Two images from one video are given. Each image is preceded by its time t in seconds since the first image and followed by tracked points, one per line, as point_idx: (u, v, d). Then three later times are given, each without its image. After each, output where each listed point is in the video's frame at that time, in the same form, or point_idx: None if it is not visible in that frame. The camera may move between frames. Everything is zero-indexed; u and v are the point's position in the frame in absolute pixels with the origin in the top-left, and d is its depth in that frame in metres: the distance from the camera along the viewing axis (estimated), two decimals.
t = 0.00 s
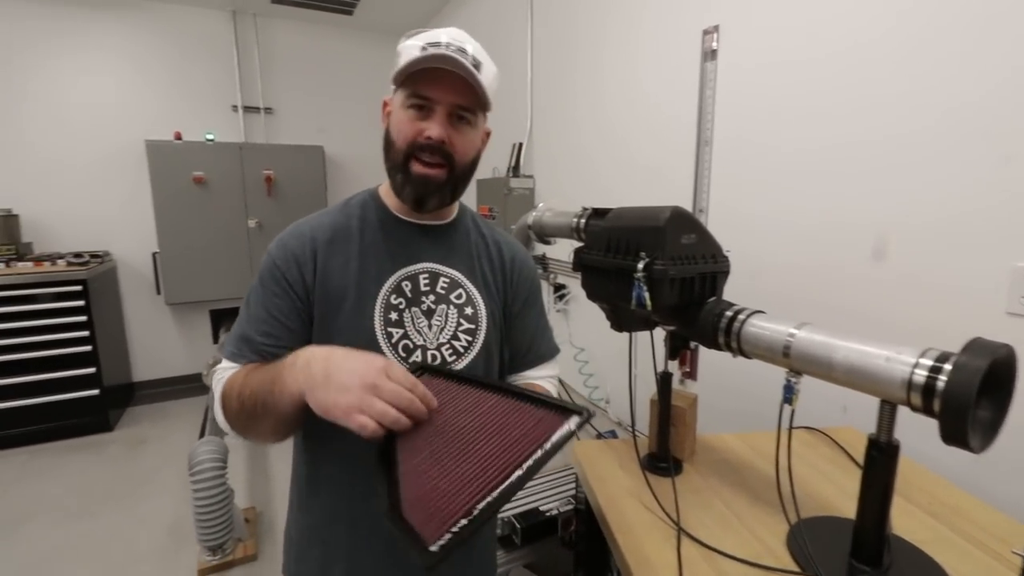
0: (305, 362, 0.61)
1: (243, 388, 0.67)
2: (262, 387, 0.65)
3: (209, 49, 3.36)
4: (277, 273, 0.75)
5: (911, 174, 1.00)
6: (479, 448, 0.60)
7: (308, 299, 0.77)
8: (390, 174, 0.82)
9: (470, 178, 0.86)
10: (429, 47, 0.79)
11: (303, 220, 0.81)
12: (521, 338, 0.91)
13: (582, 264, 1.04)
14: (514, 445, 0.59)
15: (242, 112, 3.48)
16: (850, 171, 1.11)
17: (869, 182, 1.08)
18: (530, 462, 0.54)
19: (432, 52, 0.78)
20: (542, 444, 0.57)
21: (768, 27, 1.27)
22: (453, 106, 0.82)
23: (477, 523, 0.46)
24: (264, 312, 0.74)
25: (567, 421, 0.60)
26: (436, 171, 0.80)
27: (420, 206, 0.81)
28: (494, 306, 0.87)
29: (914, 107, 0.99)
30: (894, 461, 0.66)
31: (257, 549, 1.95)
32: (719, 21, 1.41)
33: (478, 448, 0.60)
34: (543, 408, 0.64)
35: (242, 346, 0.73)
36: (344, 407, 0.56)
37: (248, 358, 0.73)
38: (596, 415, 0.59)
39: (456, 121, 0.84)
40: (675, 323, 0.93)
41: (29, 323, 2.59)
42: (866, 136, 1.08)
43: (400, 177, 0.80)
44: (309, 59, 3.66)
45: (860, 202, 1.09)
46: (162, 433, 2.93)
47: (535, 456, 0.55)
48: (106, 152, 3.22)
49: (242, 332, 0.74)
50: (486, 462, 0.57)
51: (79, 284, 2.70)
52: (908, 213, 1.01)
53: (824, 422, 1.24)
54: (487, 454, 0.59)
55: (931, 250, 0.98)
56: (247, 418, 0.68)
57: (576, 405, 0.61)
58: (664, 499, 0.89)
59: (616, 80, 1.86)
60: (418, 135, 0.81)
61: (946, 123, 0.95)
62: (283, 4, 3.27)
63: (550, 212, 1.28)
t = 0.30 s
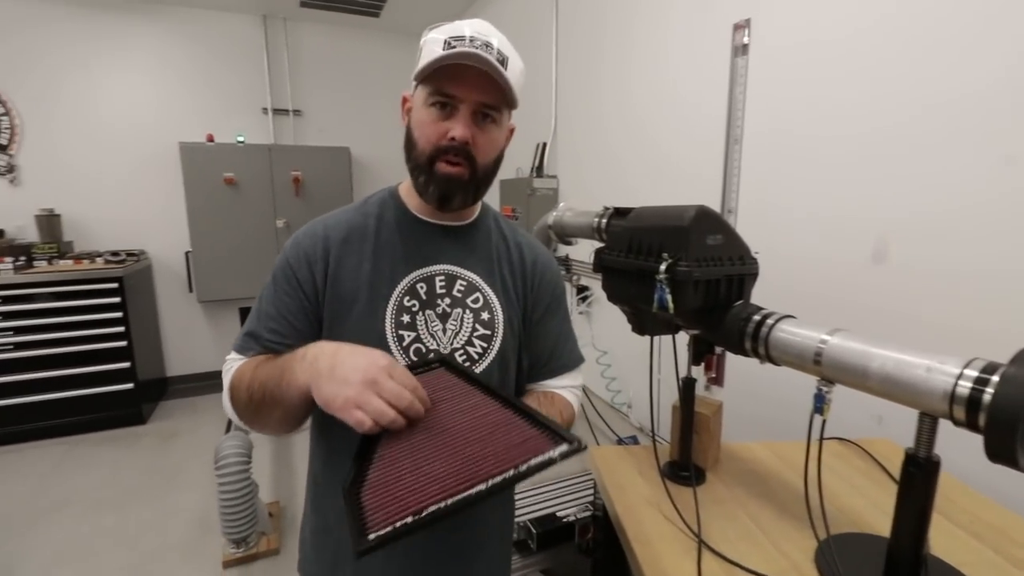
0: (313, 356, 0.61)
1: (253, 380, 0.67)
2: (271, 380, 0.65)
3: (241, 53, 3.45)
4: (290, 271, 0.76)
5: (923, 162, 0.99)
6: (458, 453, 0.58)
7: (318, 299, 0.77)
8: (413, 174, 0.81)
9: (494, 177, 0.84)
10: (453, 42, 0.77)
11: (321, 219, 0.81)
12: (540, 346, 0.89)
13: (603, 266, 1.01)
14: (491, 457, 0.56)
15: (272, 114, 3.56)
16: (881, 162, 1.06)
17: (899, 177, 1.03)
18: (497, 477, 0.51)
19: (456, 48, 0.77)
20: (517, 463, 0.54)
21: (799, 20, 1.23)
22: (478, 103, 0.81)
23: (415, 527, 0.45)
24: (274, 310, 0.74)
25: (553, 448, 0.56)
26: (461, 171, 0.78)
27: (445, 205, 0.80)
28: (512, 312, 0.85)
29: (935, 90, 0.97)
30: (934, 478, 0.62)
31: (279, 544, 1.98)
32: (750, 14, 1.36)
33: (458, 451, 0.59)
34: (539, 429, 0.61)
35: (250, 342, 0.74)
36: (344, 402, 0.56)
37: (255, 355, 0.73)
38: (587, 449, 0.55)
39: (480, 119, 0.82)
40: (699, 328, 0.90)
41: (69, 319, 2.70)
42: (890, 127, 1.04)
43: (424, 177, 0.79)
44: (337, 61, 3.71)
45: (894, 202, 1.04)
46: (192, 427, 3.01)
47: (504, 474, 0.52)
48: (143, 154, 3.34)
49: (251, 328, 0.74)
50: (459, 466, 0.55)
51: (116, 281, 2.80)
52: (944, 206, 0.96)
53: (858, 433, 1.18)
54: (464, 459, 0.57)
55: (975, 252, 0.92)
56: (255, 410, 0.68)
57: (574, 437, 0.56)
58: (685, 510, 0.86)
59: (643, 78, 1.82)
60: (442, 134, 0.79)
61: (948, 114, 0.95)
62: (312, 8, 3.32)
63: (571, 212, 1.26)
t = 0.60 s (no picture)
0: (311, 349, 0.60)
1: (258, 377, 0.68)
2: (275, 375, 0.65)
3: (260, 55, 3.50)
4: (297, 270, 0.76)
5: (929, 151, 0.99)
6: (467, 475, 0.56)
7: (325, 297, 0.77)
8: (422, 186, 0.80)
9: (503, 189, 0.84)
10: (463, 53, 0.75)
11: (329, 217, 0.80)
12: (551, 347, 0.87)
13: (615, 266, 0.99)
14: (501, 482, 0.54)
15: (290, 115, 3.60)
16: (899, 155, 1.04)
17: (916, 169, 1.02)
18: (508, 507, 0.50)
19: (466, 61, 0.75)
20: (529, 491, 0.52)
21: (817, 14, 1.20)
22: (488, 121, 0.79)
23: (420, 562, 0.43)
24: (282, 308, 0.74)
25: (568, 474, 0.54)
26: (470, 188, 0.78)
27: (454, 216, 0.81)
28: (522, 312, 0.84)
29: (945, 77, 0.96)
30: (959, 488, 0.59)
31: (294, 541, 2.00)
32: (769, 7, 1.32)
33: (470, 471, 0.57)
34: (554, 450, 0.59)
35: (259, 341, 0.73)
36: (345, 387, 0.55)
37: (263, 353, 0.73)
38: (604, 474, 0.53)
39: (490, 134, 0.80)
40: (713, 329, 0.88)
41: (94, 316, 2.78)
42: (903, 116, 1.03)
43: (433, 191, 0.79)
44: (353, 63, 3.75)
45: (919, 201, 1.01)
46: (211, 423, 3.07)
47: (515, 503, 0.50)
48: (165, 156, 3.41)
49: (260, 327, 0.74)
50: (469, 491, 0.54)
51: (138, 280, 2.86)
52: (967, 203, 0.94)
53: (881, 438, 1.14)
54: (474, 482, 0.55)
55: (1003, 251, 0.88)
56: (262, 407, 0.69)
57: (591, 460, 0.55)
58: (697, 517, 0.83)
59: (659, 74, 1.79)
60: (451, 150, 0.78)
61: (953, 104, 0.95)
62: (329, 10, 3.35)
63: (583, 211, 1.24)
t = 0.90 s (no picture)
0: (311, 347, 0.60)
1: (256, 370, 0.68)
2: (271, 371, 0.66)
3: (271, 56, 3.53)
4: (300, 269, 0.76)
5: (931, 147, 0.98)
6: (452, 458, 0.57)
7: (326, 297, 0.78)
8: (424, 166, 0.80)
9: (507, 170, 0.82)
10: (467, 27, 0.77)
11: (333, 217, 0.81)
12: (553, 353, 0.87)
13: (620, 265, 0.99)
14: (485, 470, 0.54)
15: (301, 115, 3.63)
16: (904, 153, 1.03)
17: (921, 169, 1.00)
18: (487, 495, 0.49)
19: (470, 33, 0.77)
20: (510, 482, 0.52)
21: (825, 11, 1.19)
22: (490, 94, 0.79)
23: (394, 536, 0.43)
24: (283, 307, 0.74)
25: (551, 469, 0.54)
26: (471, 162, 0.77)
27: (454, 199, 0.78)
28: (524, 318, 0.83)
29: (950, 69, 0.95)
30: (969, 495, 0.58)
31: (301, 537, 2.01)
32: (780, 5, 1.31)
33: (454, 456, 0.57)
34: (541, 444, 0.59)
35: (258, 338, 0.74)
36: (340, 397, 0.55)
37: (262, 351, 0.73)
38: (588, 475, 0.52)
39: (493, 109, 0.80)
40: (718, 330, 0.86)
41: (107, 313, 2.82)
42: (910, 110, 1.02)
43: (433, 168, 0.78)
44: (363, 63, 3.76)
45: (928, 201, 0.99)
46: (221, 420, 3.10)
47: (496, 491, 0.50)
48: (177, 156, 3.45)
49: (260, 324, 0.74)
50: (451, 476, 0.54)
51: (150, 278, 2.90)
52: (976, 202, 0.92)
53: (890, 442, 1.12)
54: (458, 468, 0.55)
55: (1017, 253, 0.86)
56: (257, 400, 0.69)
57: (573, 460, 0.55)
58: (701, 521, 0.82)
59: (669, 74, 1.77)
60: (452, 122, 0.78)
61: (952, 99, 0.95)
62: (339, 10, 3.37)
63: (589, 211, 1.23)
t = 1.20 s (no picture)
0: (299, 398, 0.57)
1: (250, 399, 0.66)
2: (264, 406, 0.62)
3: (276, 56, 3.54)
4: (297, 272, 0.76)
5: (930, 146, 0.98)
6: (421, 450, 0.56)
7: (324, 299, 0.78)
8: (420, 172, 0.81)
9: (504, 173, 0.83)
10: (460, 31, 0.77)
11: (330, 218, 0.81)
12: (550, 351, 0.87)
13: (620, 265, 0.99)
14: (449, 462, 0.53)
15: (305, 115, 3.64)
16: (904, 153, 1.02)
17: (919, 169, 1.00)
18: (447, 478, 0.49)
19: (462, 37, 0.76)
20: (469, 472, 0.50)
21: (827, 10, 1.18)
22: (485, 97, 0.79)
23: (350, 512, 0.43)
24: (281, 310, 0.75)
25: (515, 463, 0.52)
26: (468, 167, 0.77)
27: (451, 203, 0.79)
28: (521, 317, 0.83)
29: (951, 68, 0.94)
30: (968, 496, 0.58)
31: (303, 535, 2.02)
32: (783, 4, 1.30)
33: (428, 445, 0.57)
34: (512, 439, 0.56)
35: (258, 342, 0.74)
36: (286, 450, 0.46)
37: (262, 355, 0.74)
38: (549, 467, 0.50)
39: (488, 113, 0.80)
40: (718, 329, 0.86)
41: (113, 312, 2.84)
42: (910, 107, 1.01)
43: (430, 174, 0.79)
44: (367, 63, 3.78)
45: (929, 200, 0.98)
46: (225, 418, 3.12)
47: (451, 480, 0.49)
48: (182, 155, 3.47)
49: (259, 327, 0.75)
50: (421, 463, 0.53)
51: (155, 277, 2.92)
52: (976, 203, 0.91)
53: (892, 443, 1.12)
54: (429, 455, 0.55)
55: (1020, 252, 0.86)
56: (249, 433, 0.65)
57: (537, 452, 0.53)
58: (702, 521, 0.82)
59: (672, 73, 1.77)
60: (448, 128, 0.78)
61: (952, 97, 0.94)
62: (343, 10, 3.38)
63: (590, 210, 1.23)
